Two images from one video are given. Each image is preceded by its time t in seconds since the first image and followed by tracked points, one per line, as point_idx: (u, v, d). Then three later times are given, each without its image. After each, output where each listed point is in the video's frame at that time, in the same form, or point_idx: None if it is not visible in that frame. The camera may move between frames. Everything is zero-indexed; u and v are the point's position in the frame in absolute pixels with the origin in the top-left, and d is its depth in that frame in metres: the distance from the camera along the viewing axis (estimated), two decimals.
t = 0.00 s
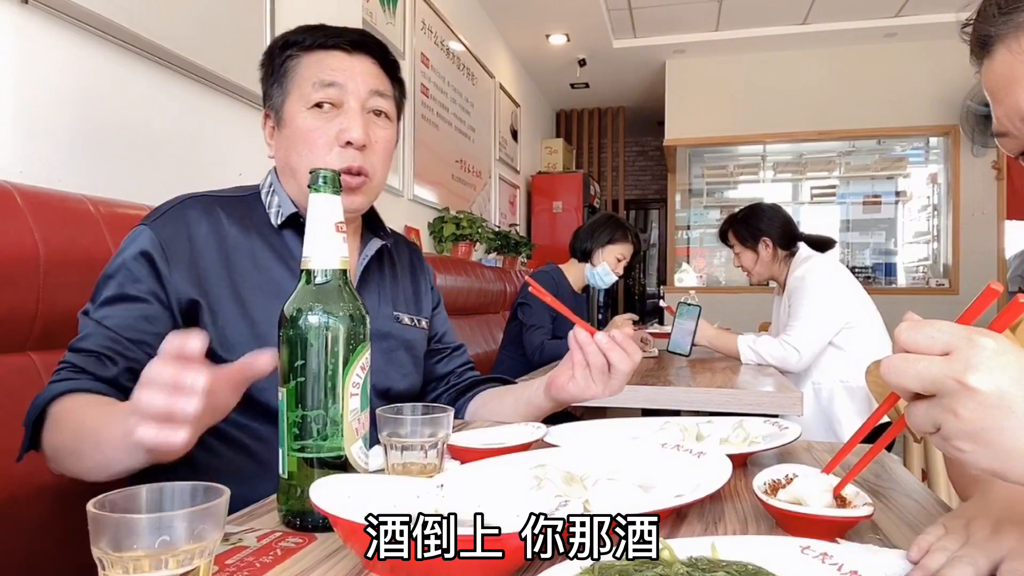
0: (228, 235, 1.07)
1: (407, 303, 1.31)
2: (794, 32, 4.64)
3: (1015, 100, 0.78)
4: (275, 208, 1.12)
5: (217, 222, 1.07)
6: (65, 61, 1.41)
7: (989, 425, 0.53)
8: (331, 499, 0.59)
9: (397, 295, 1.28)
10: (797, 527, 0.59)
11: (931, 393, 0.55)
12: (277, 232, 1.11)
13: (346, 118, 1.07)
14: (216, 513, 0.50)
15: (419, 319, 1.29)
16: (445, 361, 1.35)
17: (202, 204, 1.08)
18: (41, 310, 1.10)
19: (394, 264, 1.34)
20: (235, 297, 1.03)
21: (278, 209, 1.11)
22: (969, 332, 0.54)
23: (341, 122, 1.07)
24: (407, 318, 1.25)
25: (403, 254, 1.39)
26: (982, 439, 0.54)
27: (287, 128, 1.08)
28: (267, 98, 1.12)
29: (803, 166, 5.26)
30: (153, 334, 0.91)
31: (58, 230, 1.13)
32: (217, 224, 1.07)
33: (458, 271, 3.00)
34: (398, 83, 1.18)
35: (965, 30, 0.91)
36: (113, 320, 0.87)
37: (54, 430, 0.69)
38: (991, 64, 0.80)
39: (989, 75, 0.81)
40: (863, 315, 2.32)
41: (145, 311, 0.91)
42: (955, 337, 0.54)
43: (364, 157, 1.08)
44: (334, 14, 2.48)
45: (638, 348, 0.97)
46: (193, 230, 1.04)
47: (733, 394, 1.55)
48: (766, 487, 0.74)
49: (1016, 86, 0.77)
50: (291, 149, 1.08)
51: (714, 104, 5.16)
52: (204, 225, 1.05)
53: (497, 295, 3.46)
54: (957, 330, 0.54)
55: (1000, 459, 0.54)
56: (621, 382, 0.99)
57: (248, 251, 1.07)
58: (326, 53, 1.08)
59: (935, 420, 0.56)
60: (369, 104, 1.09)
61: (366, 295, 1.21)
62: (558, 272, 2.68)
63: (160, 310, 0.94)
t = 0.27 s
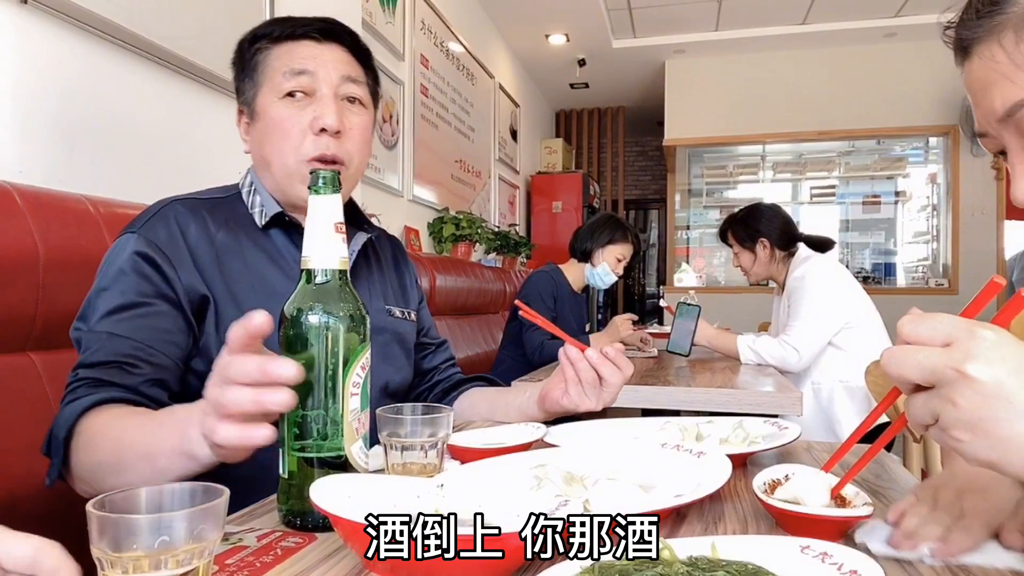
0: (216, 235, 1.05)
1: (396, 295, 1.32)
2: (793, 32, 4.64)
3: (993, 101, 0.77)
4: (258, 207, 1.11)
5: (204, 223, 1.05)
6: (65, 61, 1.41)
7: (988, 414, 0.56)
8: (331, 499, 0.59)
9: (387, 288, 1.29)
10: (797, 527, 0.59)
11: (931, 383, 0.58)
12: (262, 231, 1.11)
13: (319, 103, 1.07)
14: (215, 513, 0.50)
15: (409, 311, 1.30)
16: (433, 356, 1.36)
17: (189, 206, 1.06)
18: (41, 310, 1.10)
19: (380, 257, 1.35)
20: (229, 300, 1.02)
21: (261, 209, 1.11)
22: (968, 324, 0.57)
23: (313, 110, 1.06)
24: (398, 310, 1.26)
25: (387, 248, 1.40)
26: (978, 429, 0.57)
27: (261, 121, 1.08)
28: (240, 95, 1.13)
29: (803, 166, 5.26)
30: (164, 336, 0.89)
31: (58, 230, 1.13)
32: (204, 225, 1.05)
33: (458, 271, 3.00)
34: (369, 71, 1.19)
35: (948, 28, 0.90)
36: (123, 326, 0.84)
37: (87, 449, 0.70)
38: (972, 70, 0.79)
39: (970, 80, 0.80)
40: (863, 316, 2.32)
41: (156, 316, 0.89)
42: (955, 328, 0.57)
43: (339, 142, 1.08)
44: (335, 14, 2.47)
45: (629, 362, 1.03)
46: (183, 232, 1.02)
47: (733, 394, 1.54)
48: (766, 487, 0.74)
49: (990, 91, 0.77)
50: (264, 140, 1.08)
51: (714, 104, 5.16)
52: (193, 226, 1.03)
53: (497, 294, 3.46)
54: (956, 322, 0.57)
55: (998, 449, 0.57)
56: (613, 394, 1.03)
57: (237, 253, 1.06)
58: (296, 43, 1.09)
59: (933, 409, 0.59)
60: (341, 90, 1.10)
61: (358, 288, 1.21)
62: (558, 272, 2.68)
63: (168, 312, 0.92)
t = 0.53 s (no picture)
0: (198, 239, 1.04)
1: (388, 290, 1.32)
2: (793, 32, 4.64)
3: (965, 93, 0.71)
4: (239, 208, 1.11)
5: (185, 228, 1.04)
6: (65, 61, 1.41)
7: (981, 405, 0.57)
8: (332, 499, 0.59)
9: (376, 282, 1.29)
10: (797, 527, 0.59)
11: (920, 346, 0.59)
12: (244, 233, 1.10)
13: (288, 93, 1.07)
14: (215, 514, 0.50)
15: (400, 305, 1.30)
16: (427, 352, 1.36)
17: (168, 209, 1.05)
18: (41, 310, 1.10)
19: (370, 252, 1.35)
20: (214, 303, 1.02)
21: (242, 210, 1.10)
22: (953, 288, 0.57)
23: (282, 99, 1.06)
24: (388, 306, 1.26)
25: (377, 241, 1.40)
26: (965, 384, 0.57)
27: (232, 116, 1.07)
28: (207, 91, 1.12)
29: (803, 166, 5.26)
30: (156, 339, 0.89)
31: (59, 230, 1.13)
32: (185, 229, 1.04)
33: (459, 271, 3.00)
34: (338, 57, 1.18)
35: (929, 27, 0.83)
36: (114, 333, 0.84)
37: (93, 459, 0.73)
38: (949, 65, 0.73)
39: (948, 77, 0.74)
40: (863, 316, 2.32)
41: (146, 319, 0.88)
42: (939, 293, 0.58)
43: (313, 132, 1.08)
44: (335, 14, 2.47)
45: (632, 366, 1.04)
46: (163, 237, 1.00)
47: (733, 394, 1.54)
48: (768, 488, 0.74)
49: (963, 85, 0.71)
50: (238, 135, 1.08)
51: (714, 104, 5.16)
52: (173, 231, 1.02)
53: (498, 294, 3.46)
54: (939, 287, 0.58)
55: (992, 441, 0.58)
56: (616, 398, 1.04)
57: (218, 256, 1.05)
58: (259, 32, 1.08)
59: (923, 368, 0.59)
60: (309, 78, 1.09)
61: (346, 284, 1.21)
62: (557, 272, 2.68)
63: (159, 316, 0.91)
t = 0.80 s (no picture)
0: (195, 239, 1.06)
1: (387, 291, 1.31)
2: (793, 32, 4.64)
3: (963, 75, 0.72)
4: (240, 208, 1.12)
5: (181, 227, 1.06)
6: (66, 62, 1.41)
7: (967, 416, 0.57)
8: (332, 500, 0.59)
9: (376, 282, 1.29)
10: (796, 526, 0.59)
11: (899, 363, 0.59)
12: (244, 232, 1.11)
13: (305, 105, 1.06)
14: (216, 513, 0.50)
15: (400, 306, 1.30)
16: (427, 353, 1.35)
17: (170, 209, 1.07)
18: (41, 310, 1.10)
19: (370, 253, 1.35)
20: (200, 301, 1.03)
21: (243, 210, 1.11)
22: (929, 305, 0.57)
23: (300, 111, 1.06)
24: (388, 306, 1.26)
25: (377, 244, 1.40)
26: (947, 406, 0.57)
27: (246, 121, 1.06)
28: (222, 92, 1.11)
29: (803, 166, 5.26)
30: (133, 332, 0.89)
31: (58, 230, 1.13)
32: (182, 229, 1.05)
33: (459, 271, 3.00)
34: (354, 72, 1.18)
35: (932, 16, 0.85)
36: (93, 319, 0.84)
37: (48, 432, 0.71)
38: (950, 48, 0.74)
39: (947, 61, 0.75)
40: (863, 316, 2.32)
41: (122, 310, 0.88)
42: (915, 311, 0.58)
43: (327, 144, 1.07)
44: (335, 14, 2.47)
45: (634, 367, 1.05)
46: (159, 234, 1.02)
47: (733, 394, 1.54)
48: (769, 488, 0.74)
49: (961, 65, 0.72)
50: (251, 139, 1.07)
51: (714, 104, 5.16)
52: (170, 230, 1.04)
53: (497, 295, 3.46)
54: (919, 304, 0.58)
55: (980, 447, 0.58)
56: (619, 398, 1.04)
57: (216, 256, 1.07)
58: (281, 41, 1.07)
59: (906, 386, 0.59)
60: (326, 92, 1.09)
61: (345, 284, 1.21)
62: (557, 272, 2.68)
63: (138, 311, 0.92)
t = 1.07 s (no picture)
0: (209, 233, 1.13)
1: (393, 296, 1.33)
2: (793, 32, 4.64)
3: (950, 64, 0.72)
4: (255, 208, 1.19)
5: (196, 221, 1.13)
6: (65, 62, 1.41)
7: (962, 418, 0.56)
8: (332, 500, 0.59)
9: (382, 288, 1.30)
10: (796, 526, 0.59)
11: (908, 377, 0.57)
12: (257, 231, 1.18)
13: (347, 137, 1.15)
14: (216, 512, 0.50)
15: (405, 311, 1.31)
16: (430, 359, 1.36)
17: (190, 205, 1.14)
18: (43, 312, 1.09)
19: (377, 259, 1.36)
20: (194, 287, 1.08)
21: (258, 210, 1.18)
22: (941, 315, 0.55)
23: (341, 140, 1.15)
24: (393, 310, 1.27)
25: (385, 250, 1.41)
26: (955, 418, 0.56)
27: (287, 133, 1.16)
28: (271, 95, 1.20)
29: (803, 166, 5.26)
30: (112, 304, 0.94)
31: (59, 230, 1.13)
32: (197, 224, 1.12)
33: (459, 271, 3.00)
34: (401, 103, 1.26)
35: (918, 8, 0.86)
36: (78, 283, 0.89)
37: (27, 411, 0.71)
38: (937, 36, 0.75)
39: (933, 51, 0.75)
40: (863, 316, 2.32)
41: (107, 284, 0.94)
42: (928, 321, 0.55)
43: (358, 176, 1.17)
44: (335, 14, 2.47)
45: (634, 364, 1.05)
46: (173, 225, 1.10)
47: (733, 394, 1.54)
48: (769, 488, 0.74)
49: (949, 54, 0.72)
50: (286, 151, 1.16)
51: (714, 104, 5.16)
52: (186, 223, 1.11)
53: (497, 295, 3.47)
54: (929, 313, 0.56)
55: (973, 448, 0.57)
56: (618, 395, 1.04)
57: (228, 250, 1.13)
58: (336, 68, 1.16)
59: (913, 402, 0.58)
60: (371, 127, 1.18)
61: (352, 289, 1.22)
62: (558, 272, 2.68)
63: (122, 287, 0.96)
